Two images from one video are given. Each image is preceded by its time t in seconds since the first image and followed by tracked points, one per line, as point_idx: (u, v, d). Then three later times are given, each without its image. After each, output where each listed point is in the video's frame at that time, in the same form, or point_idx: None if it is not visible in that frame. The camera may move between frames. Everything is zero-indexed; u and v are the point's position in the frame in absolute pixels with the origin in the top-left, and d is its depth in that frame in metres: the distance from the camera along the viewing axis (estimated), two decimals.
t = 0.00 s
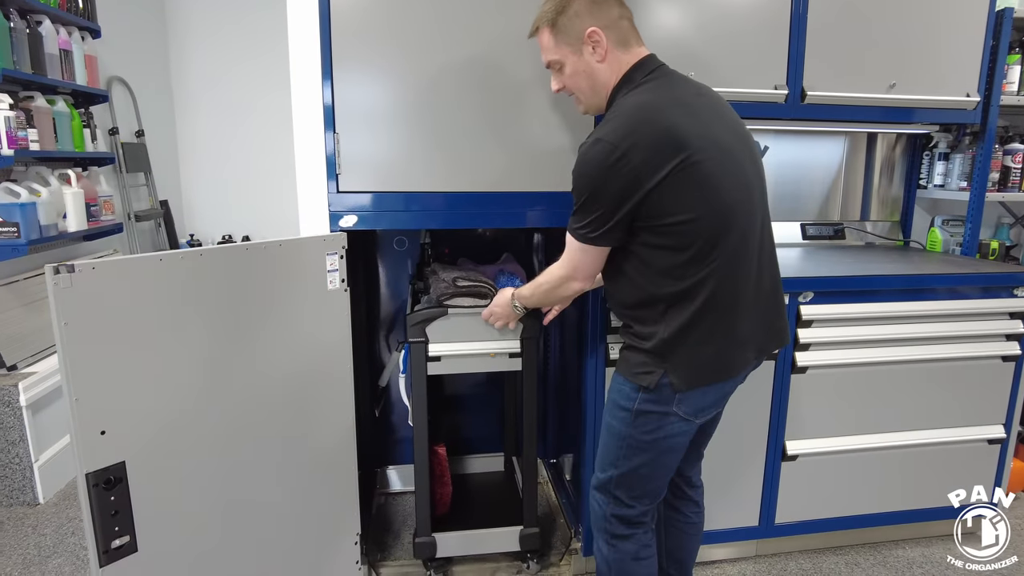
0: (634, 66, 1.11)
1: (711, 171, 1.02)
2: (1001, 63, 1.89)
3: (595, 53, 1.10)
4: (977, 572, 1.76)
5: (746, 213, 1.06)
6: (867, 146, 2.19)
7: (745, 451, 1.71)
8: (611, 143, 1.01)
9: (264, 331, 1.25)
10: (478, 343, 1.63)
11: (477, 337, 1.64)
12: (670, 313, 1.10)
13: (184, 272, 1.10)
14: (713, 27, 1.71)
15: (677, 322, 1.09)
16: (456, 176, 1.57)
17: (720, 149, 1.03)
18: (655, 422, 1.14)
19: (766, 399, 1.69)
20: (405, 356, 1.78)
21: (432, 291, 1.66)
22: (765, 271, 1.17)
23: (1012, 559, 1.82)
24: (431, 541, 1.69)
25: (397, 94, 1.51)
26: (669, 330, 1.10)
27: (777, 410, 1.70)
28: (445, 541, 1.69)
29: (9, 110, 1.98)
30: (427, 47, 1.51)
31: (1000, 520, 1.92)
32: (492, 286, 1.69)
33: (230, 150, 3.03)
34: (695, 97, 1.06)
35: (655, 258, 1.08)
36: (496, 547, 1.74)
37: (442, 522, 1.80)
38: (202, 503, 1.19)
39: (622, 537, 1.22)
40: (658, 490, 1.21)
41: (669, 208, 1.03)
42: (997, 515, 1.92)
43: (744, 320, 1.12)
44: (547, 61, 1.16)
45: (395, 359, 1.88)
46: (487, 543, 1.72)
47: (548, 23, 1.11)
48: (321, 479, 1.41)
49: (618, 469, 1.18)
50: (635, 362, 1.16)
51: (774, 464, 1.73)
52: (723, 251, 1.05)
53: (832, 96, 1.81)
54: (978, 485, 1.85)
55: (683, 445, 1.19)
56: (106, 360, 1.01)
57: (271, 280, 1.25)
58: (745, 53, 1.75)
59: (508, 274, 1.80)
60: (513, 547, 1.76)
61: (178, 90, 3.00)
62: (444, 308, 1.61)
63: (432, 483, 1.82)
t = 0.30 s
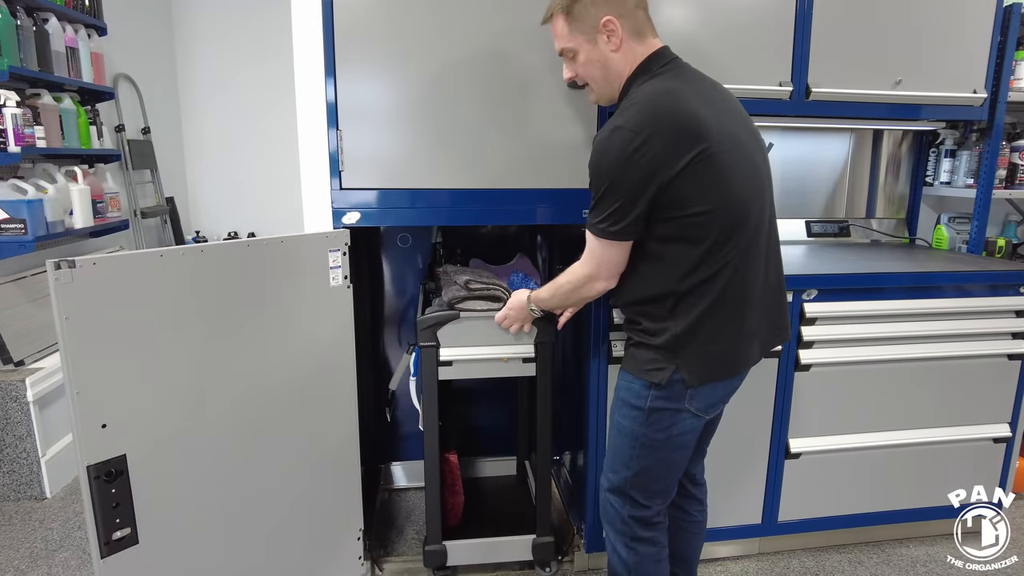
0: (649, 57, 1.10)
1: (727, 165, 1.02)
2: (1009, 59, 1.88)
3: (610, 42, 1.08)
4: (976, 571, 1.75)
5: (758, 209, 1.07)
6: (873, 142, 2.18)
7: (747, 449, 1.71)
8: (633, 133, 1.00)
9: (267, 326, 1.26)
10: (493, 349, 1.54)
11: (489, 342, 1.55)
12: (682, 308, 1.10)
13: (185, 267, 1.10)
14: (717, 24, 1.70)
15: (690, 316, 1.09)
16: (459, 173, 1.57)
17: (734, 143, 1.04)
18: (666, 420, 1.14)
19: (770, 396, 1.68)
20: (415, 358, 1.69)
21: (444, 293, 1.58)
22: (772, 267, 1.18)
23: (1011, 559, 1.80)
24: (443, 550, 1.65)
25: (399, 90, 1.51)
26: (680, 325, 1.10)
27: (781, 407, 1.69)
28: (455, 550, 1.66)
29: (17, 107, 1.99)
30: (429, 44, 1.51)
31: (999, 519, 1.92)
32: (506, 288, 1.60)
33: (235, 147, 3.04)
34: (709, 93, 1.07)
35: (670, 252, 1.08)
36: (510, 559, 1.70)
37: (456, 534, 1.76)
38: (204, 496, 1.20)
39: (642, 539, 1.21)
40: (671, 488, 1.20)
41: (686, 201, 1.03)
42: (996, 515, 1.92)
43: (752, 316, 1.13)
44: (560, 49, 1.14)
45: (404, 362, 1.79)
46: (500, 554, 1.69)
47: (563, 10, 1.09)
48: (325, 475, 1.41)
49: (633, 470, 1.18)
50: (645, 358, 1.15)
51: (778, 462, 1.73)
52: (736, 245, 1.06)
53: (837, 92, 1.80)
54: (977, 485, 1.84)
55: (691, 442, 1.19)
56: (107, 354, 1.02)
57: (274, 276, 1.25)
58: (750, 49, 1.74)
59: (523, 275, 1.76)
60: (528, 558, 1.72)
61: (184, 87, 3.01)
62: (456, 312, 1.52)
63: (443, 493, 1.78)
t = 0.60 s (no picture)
0: (662, 47, 1.09)
1: (735, 160, 1.02)
2: (1016, 55, 1.87)
3: (623, 31, 1.08)
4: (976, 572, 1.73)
5: (764, 205, 1.07)
6: (879, 138, 2.17)
7: (751, 445, 1.71)
8: (643, 125, 1.00)
9: (271, 321, 1.26)
10: (499, 351, 1.55)
11: (494, 344, 1.55)
12: (686, 303, 1.10)
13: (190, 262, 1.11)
14: (723, 20, 1.70)
15: (693, 312, 1.09)
16: (464, 169, 1.57)
17: (742, 138, 1.04)
18: (669, 415, 1.14)
19: (774, 392, 1.68)
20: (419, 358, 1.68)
21: (449, 293, 1.58)
22: (774, 264, 1.18)
23: (1011, 559, 1.79)
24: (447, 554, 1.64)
25: (404, 86, 1.51)
26: (683, 320, 1.10)
27: (786, 403, 1.69)
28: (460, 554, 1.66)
29: (23, 104, 2.00)
30: (434, 40, 1.51)
31: (999, 519, 1.91)
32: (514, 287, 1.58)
33: (241, 144, 3.05)
34: (719, 87, 1.07)
35: (675, 246, 1.08)
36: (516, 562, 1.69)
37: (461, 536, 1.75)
38: (209, 490, 1.20)
39: (646, 534, 1.21)
40: (674, 484, 1.21)
41: (694, 195, 1.03)
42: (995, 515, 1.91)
43: (754, 313, 1.13)
44: (571, 35, 1.12)
45: (409, 361, 1.77)
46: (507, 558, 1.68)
47: None
48: (329, 470, 1.42)
49: (635, 465, 1.18)
50: (647, 352, 1.15)
51: (782, 458, 1.73)
52: (741, 241, 1.06)
53: (843, 88, 1.80)
54: (977, 485, 1.83)
55: (693, 437, 1.19)
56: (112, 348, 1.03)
57: (279, 271, 1.26)
58: (755, 45, 1.73)
59: (533, 275, 1.75)
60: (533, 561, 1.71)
61: (190, 84, 3.02)
62: (461, 312, 1.52)
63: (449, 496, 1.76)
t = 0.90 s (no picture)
0: (666, 37, 1.09)
1: (740, 151, 1.03)
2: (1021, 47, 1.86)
3: (625, 19, 1.08)
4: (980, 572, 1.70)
5: (766, 197, 1.08)
6: (884, 131, 2.17)
7: (753, 437, 1.71)
8: (651, 113, 1.00)
9: (275, 311, 1.27)
10: (501, 348, 1.55)
11: (497, 340, 1.55)
12: (686, 292, 1.10)
13: (195, 251, 1.12)
14: (726, 12, 1.70)
15: (693, 301, 1.09)
16: (467, 161, 1.58)
17: (747, 129, 1.04)
18: (666, 401, 1.15)
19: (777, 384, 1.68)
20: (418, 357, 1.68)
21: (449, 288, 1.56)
22: (774, 256, 1.18)
23: (1012, 559, 1.76)
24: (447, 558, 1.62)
25: (407, 78, 1.52)
26: (683, 309, 1.10)
27: (788, 395, 1.69)
28: (461, 558, 1.64)
29: (28, 96, 2.01)
30: (437, 32, 1.51)
31: (999, 519, 1.90)
32: (516, 283, 1.57)
33: (245, 138, 3.06)
34: (725, 78, 1.07)
35: (679, 235, 1.08)
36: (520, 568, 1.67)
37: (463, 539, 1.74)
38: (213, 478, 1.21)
39: (644, 520, 1.22)
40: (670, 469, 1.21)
41: (699, 184, 1.03)
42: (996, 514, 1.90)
43: (753, 304, 1.14)
44: (575, 24, 1.12)
45: (409, 360, 1.77)
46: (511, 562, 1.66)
47: None
48: (332, 460, 1.42)
49: (632, 451, 1.18)
50: (646, 340, 1.15)
51: (784, 450, 1.73)
52: (743, 232, 1.07)
53: (847, 80, 1.79)
54: (977, 485, 1.84)
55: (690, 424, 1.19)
56: (118, 336, 1.03)
57: (283, 261, 1.26)
58: (759, 37, 1.73)
59: (534, 270, 1.75)
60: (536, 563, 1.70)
61: (195, 79, 3.03)
62: (463, 309, 1.52)
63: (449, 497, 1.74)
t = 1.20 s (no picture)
0: (669, 28, 1.10)
1: (749, 140, 1.05)
2: None
3: (625, 10, 1.08)
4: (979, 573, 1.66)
5: (771, 184, 1.10)
6: (886, 122, 2.17)
7: (754, 426, 1.73)
8: (664, 100, 1.00)
9: (281, 300, 1.28)
10: (499, 342, 1.56)
11: (496, 335, 1.56)
12: (694, 279, 1.11)
13: (203, 240, 1.13)
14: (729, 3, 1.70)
15: (701, 288, 1.11)
16: (470, 152, 1.59)
17: (754, 118, 1.06)
18: (673, 389, 1.16)
19: (777, 373, 1.69)
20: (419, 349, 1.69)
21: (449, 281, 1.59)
22: (774, 244, 1.21)
23: (1012, 559, 1.72)
24: (446, 556, 1.64)
25: (411, 69, 1.53)
26: (691, 296, 1.12)
27: (788, 384, 1.71)
28: (461, 553, 1.65)
29: (34, 88, 2.02)
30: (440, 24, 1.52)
31: (1000, 518, 1.87)
32: (515, 278, 1.59)
33: (249, 129, 3.07)
34: (730, 68, 1.09)
35: (687, 223, 1.09)
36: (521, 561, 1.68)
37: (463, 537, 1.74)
38: (220, 465, 1.23)
39: (648, 506, 1.24)
40: (675, 456, 1.23)
41: (709, 172, 1.04)
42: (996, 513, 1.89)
43: (756, 291, 1.16)
44: (575, 15, 1.13)
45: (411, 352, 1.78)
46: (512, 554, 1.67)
47: None
48: (337, 448, 1.44)
49: (638, 439, 1.19)
50: (653, 328, 1.16)
51: (784, 439, 1.75)
52: (750, 220, 1.09)
53: (849, 71, 1.79)
54: (977, 485, 1.87)
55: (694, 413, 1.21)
56: (127, 324, 1.05)
57: (288, 250, 1.28)
58: (761, 28, 1.73)
59: (533, 262, 1.77)
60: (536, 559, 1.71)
61: (199, 70, 3.04)
62: (461, 302, 1.53)
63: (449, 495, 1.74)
